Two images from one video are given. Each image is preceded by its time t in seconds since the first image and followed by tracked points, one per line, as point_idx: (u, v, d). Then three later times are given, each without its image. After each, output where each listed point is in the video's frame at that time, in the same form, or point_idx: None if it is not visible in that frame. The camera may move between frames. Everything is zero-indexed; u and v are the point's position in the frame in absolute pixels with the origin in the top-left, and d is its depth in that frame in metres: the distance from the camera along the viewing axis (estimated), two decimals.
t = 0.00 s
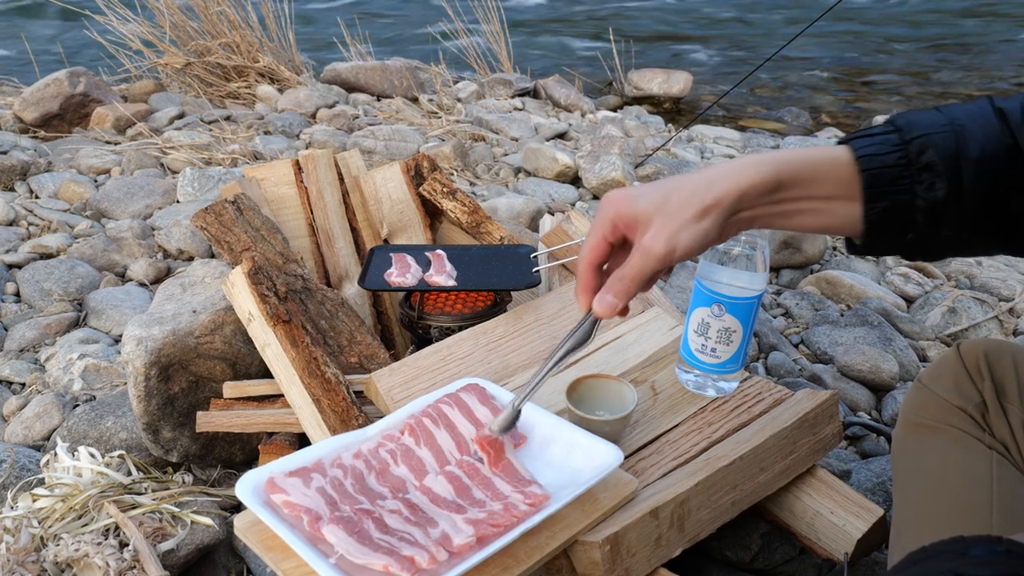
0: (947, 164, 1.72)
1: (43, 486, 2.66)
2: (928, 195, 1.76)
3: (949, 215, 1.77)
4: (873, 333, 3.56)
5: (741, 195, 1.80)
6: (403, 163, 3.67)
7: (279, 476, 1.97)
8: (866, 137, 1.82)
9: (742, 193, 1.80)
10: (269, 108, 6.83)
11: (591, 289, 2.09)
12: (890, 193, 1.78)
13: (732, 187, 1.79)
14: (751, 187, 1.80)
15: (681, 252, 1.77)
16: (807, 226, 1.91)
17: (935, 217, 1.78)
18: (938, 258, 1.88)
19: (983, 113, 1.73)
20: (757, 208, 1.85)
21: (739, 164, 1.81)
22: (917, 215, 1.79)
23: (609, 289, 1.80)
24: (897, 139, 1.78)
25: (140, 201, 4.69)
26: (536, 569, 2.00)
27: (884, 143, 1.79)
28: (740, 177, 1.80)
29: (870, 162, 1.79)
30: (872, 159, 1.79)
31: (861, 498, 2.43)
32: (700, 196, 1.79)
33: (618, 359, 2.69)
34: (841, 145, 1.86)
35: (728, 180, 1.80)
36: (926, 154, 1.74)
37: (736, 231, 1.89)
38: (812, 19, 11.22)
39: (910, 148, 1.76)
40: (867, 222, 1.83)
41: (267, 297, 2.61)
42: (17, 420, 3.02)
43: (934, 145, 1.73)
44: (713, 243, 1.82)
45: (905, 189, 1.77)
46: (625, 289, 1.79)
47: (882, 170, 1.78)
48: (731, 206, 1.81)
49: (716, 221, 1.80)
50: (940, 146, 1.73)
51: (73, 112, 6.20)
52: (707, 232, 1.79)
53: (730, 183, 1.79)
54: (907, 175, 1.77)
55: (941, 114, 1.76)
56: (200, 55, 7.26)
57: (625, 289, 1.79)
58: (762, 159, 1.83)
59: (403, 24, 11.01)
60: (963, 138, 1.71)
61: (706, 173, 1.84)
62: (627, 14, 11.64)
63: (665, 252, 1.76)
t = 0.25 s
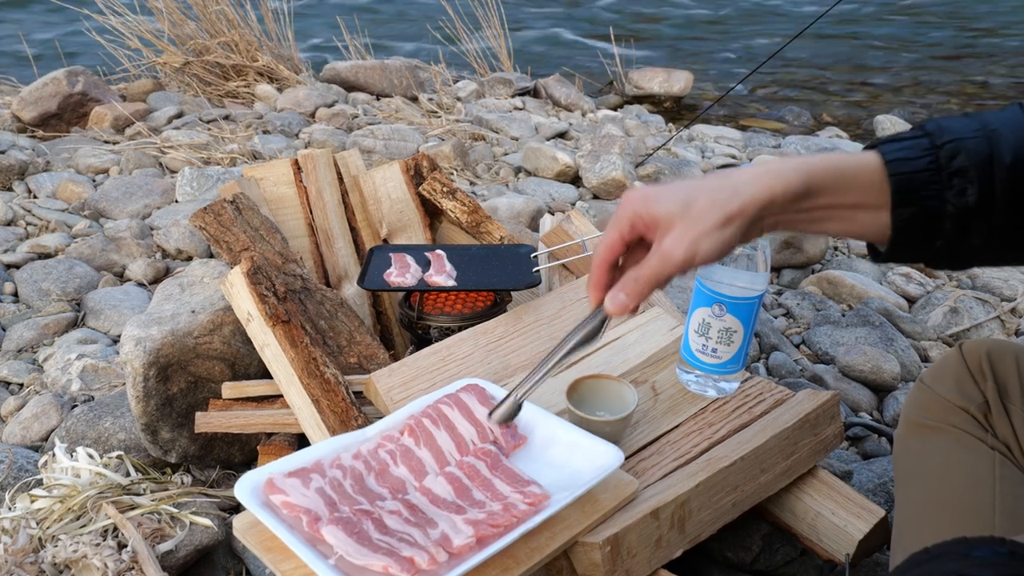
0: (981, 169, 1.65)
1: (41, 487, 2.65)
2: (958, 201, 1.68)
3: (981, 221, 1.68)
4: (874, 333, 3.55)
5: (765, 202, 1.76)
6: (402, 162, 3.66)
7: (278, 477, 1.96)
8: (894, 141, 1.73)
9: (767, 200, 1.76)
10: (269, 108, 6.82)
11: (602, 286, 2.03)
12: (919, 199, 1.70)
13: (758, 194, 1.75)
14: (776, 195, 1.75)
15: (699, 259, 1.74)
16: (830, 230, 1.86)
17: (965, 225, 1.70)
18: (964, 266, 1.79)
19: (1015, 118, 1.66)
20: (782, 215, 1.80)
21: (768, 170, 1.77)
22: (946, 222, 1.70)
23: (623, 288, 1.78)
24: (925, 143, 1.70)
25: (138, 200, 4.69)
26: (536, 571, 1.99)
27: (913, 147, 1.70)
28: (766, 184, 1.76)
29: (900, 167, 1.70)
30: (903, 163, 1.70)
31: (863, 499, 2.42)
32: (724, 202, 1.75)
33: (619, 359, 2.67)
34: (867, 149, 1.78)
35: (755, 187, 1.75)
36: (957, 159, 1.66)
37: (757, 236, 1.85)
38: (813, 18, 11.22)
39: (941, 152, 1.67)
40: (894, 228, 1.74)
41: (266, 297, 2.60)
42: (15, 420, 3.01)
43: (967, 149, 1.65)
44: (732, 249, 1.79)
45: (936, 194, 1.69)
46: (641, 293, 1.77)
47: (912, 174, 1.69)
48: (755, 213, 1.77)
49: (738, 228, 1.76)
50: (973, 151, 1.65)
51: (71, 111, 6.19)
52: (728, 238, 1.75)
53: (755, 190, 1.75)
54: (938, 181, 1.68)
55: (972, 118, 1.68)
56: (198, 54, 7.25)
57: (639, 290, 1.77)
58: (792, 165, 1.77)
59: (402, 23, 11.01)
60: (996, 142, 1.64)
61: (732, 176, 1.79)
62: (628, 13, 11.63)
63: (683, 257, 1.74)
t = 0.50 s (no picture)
0: (956, 188, 1.69)
1: (39, 488, 2.64)
2: (936, 220, 1.72)
3: (959, 240, 1.72)
4: (875, 333, 3.54)
5: (741, 228, 1.77)
6: (402, 162, 3.65)
7: (277, 477, 1.95)
8: (870, 162, 1.77)
9: (743, 226, 1.77)
10: (268, 107, 6.81)
11: (585, 314, 2.01)
12: (897, 218, 1.73)
13: (732, 221, 1.76)
14: (751, 220, 1.76)
15: (678, 288, 1.77)
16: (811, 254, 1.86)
17: (944, 243, 1.73)
18: (945, 284, 1.83)
19: (989, 138, 1.71)
20: (758, 240, 1.82)
21: (742, 195, 1.77)
22: (925, 242, 1.74)
23: (603, 316, 1.78)
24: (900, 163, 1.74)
25: (136, 200, 4.68)
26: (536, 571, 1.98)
27: (889, 168, 1.74)
28: (741, 210, 1.76)
29: (876, 188, 1.74)
30: (879, 184, 1.74)
31: (864, 500, 2.41)
32: (699, 231, 1.76)
33: (619, 359, 2.66)
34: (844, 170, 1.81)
35: (729, 213, 1.76)
36: (933, 179, 1.70)
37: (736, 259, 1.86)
38: (814, 17, 11.20)
39: (917, 172, 1.71)
40: (874, 248, 1.77)
41: (265, 297, 2.59)
42: (13, 421, 3.00)
43: (942, 169, 1.70)
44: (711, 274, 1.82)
45: (914, 213, 1.72)
46: (621, 320, 1.78)
47: (890, 195, 1.73)
48: (731, 239, 1.78)
49: (716, 253, 1.78)
50: (948, 171, 1.70)
51: (70, 110, 6.18)
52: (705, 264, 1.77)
53: (730, 217, 1.76)
54: (915, 201, 1.72)
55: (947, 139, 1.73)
56: (197, 53, 7.23)
57: (619, 318, 1.78)
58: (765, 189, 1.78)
59: (402, 22, 10.99)
60: (970, 162, 1.69)
61: (707, 203, 1.80)
62: (628, 12, 11.61)
63: (661, 287, 1.77)
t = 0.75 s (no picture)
0: (950, 183, 1.69)
1: (37, 489, 2.63)
2: (930, 214, 1.71)
3: (954, 236, 1.72)
4: (877, 333, 3.53)
5: (734, 215, 1.80)
6: (402, 161, 3.64)
7: (276, 478, 1.94)
8: (866, 156, 1.77)
9: (736, 213, 1.80)
10: (267, 106, 6.80)
11: (589, 320, 2.03)
12: (892, 211, 1.73)
13: (724, 208, 1.79)
14: (744, 207, 1.80)
15: (675, 276, 1.78)
16: (807, 246, 1.88)
17: (938, 239, 1.73)
18: (940, 280, 1.82)
19: (986, 134, 1.70)
20: (754, 228, 1.85)
21: (732, 186, 1.81)
22: (919, 236, 1.73)
23: (606, 315, 1.81)
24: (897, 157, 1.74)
25: (135, 199, 4.67)
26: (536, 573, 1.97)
27: (884, 161, 1.74)
28: (732, 198, 1.80)
29: (870, 181, 1.74)
30: (874, 177, 1.74)
31: (865, 500, 2.40)
32: (691, 219, 1.80)
33: (620, 360, 2.65)
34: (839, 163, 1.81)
35: (721, 201, 1.80)
36: (927, 172, 1.70)
37: (734, 251, 1.88)
38: (815, 17, 11.19)
39: (911, 166, 1.71)
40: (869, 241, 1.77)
41: (264, 297, 2.58)
42: (11, 421, 2.98)
43: (937, 163, 1.69)
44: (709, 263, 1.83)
45: (913, 207, 1.72)
46: (622, 314, 1.80)
47: (884, 189, 1.73)
48: (726, 226, 1.81)
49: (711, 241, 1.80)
50: (943, 165, 1.69)
51: (68, 110, 6.17)
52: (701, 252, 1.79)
53: (723, 205, 1.80)
54: (909, 195, 1.72)
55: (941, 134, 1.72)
56: (196, 53, 7.22)
57: (621, 314, 1.80)
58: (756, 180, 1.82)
59: (401, 21, 10.99)
60: (966, 157, 1.68)
61: (699, 196, 1.84)
62: (628, 11, 11.60)
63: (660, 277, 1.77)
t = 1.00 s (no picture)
0: (976, 189, 1.51)
1: (35, 489, 2.63)
2: (957, 224, 1.53)
3: (986, 246, 1.53)
4: (878, 334, 3.52)
5: (758, 229, 1.61)
6: (401, 160, 3.63)
7: (276, 479, 1.93)
8: (888, 165, 1.59)
9: (761, 226, 1.61)
10: (266, 105, 6.79)
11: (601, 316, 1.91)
12: (916, 222, 1.55)
13: (750, 220, 1.61)
14: (769, 220, 1.60)
15: (691, 283, 1.63)
16: (834, 260, 1.66)
17: (966, 248, 1.54)
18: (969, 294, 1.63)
19: (1013, 137, 1.52)
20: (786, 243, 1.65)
21: (761, 195, 1.61)
22: (946, 247, 1.55)
23: (616, 314, 1.69)
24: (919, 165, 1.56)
25: (133, 199, 4.66)
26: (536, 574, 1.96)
27: (907, 170, 1.56)
28: (759, 208, 1.61)
29: (893, 190, 1.56)
30: (897, 187, 1.56)
31: (867, 501, 2.39)
32: (713, 227, 1.62)
33: (621, 360, 2.64)
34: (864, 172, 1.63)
35: (748, 211, 1.61)
36: (951, 182, 1.52)
37: (757, 266, 1.70)
38: (815, 16, 11.18)
39: (934, 175, 1.53)
40: (895, 254, 1.58)
41: (263, 297, 2.57)
42: (9, 422, 2.97)
43: (962, 168, 1.52)
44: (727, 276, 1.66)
45: (942, 215, 1.54)
46: (631, 318, 1.68)
47: (907, 199, 1.55)
48: (753, 239, 1.62)
49: (732, 254, 1.63)
50: (967, 173, 1.51)
51: (66, 109, 6.16)
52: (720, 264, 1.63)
53: (751, 215, 1.61)
54: (933, 205, 1.54)
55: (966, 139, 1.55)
56: (195, 52, 7.21)
57: (632, 316, 1.68)
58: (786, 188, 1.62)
59: (401, 20, 10.98)
60: (991, 163, 1.50)
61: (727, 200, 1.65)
62: (629, 10, 11.59)
63: (673, 282, 1.63)
